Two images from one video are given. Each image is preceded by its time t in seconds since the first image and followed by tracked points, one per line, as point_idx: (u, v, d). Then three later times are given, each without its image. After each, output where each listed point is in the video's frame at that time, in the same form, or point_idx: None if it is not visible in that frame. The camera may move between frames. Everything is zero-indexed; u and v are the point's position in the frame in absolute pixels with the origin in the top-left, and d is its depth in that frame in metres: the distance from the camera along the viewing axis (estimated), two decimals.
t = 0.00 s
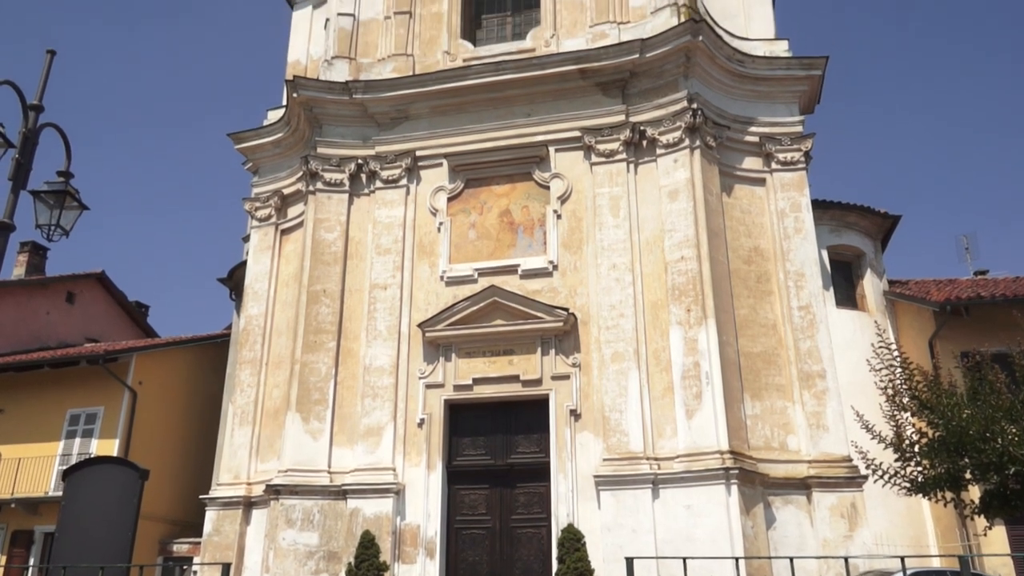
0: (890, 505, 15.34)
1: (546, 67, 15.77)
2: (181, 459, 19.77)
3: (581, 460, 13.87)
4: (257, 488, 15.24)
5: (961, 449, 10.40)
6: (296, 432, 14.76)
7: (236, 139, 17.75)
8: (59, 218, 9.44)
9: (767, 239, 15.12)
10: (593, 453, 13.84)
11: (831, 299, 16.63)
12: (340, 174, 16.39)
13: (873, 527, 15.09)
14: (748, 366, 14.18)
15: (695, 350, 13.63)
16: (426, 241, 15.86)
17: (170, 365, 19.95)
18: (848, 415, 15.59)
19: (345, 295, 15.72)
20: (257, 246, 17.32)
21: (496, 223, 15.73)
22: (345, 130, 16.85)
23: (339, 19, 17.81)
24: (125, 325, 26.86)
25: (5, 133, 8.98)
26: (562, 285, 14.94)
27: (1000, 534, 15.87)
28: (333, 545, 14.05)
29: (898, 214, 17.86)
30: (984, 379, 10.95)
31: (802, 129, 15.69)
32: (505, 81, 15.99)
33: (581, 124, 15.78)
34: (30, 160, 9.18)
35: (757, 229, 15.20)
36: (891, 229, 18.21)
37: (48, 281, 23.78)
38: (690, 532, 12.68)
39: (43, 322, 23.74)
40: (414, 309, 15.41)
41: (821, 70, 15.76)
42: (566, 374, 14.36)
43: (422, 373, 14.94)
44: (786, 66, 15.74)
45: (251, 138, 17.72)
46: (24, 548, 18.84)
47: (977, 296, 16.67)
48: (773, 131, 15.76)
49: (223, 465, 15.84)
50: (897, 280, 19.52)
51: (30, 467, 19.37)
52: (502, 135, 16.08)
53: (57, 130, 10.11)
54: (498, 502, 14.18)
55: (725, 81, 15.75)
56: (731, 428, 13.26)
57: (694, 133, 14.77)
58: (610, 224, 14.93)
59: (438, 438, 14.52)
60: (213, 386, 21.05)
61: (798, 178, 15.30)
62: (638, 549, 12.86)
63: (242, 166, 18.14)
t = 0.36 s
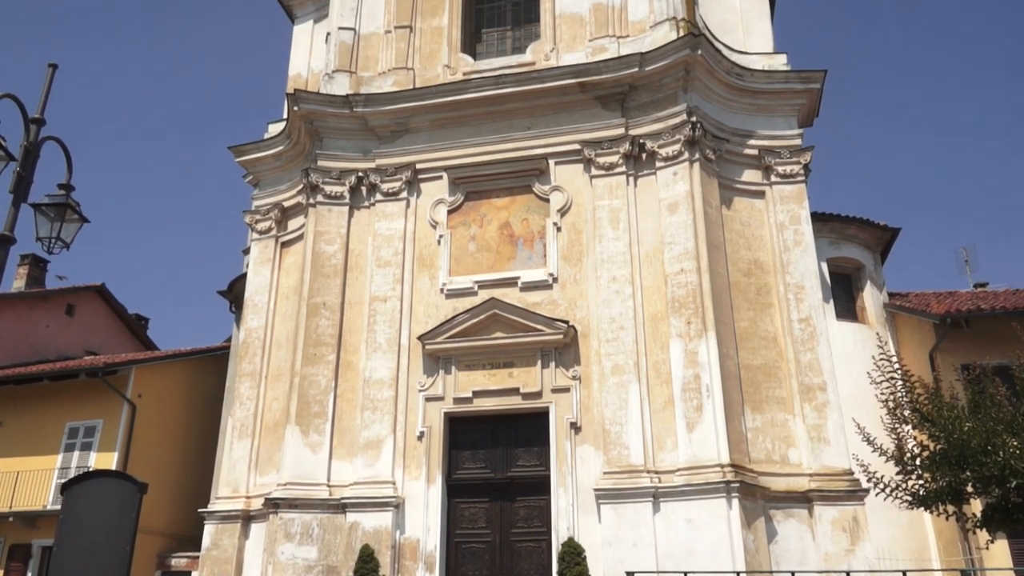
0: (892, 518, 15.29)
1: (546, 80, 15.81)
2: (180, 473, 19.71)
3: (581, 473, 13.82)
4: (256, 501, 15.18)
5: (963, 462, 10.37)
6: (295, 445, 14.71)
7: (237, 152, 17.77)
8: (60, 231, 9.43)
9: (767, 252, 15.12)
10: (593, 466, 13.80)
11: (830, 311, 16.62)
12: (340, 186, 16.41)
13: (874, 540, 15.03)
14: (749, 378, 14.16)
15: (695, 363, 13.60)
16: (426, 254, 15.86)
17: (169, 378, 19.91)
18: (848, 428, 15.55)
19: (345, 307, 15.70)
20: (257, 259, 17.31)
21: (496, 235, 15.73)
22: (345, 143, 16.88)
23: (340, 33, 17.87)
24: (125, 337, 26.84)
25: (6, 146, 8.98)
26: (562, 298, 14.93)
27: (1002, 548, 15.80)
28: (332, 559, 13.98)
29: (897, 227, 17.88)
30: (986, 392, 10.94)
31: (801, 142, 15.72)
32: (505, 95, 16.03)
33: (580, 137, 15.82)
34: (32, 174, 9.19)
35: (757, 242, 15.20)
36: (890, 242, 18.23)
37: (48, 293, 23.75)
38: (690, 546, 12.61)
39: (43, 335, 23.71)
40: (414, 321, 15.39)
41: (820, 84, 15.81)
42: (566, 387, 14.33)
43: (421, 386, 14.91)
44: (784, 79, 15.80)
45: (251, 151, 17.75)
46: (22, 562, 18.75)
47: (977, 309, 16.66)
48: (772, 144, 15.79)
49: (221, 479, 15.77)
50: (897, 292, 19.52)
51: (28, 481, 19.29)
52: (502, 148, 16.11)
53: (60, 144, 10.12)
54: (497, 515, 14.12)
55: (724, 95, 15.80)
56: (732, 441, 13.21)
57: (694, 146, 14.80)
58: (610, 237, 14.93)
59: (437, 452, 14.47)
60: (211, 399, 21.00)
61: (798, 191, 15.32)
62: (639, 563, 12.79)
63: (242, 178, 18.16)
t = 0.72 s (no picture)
0: (894, 531, 15.23)
1: (546, 93, 15.85)
2: (179, 486, 19.65)
3: (582, 486, 13.77)
4: (255, 515, 15.12)
5: (965, 474, 10.34)
6: (294, 458, 14.66)
7: (237, 165, 17.80)
8: (61, 244, 9.43)
9: (767, 264, 15.12)
10: (594, 479, 13.75)
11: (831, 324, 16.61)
12: (340, 199, 16.42)
13: (876, 553, 14.97)
14: (749, 391, 14.13)
15: (696, 375, 13.58)
16: (426, 266, 15.85)
17: (168, 391, 19.87)
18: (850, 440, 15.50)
19: (345, 320, 15.69)
20: (257, 271, 17.31)
21: (496, 248, 15.74)
22: (346, 156, 16.91)
23: (341, 47, 17.93)
24: (124, 350, 26.80)
25: (7, 160, 8.99)
26: (562, 310, 14.91)
27: (1005, 560, 15.73)
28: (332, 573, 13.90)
29: (897, 239, 17.89)
30: (987, 405, 10.94)
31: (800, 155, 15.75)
32: (505, 108, 16.07)
33: (580, 150, 15.85)
34: (33, 187, 9.19)
35: (757, 254, 15.21)
36: (890, 254, 18.23)
37: (47, 305, 23.74)
38: (692, 560, 12.55)
39: (43, 348, 23.67)
40: (414, 334, 15.37)
41: (819, 97, 15.85)
42: (566, 400, 14.29)
43: (421, 398, 14.88)
44: (783, 92, 15.84)
45: (252, 164, 17.78)
46: None
47: (977, 321, 16.64)
48: (772, 157, 15.82)
49: (220, 492, 15.71)
50: (897, 305, 19.51)
51: (27, 494, 19.20)
52: (502, 161, 16.14)
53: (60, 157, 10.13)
54: (498, 529, 14.06)
55: (723, 108, 15.84)
56: (733, 454, 13.18)
57: (693, 159, 14.84)
58: (610, 249, 14.94)
59: (437, 465, 14.43)
60: (209, 413, 20.94)
61: (797, 203, 15.34)
62: None
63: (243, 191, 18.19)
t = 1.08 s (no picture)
0: (896, 546, 15.17)
1: (546, 107, 15.89)
2: (177, 501, 19.58)
3: (583, 501, 13.70)
4: (254, 530, 15.04)
5: (967, 489, 10.32)
6: (294, 472, 14.61)
7: (238, 178, 17.81)
8: (61, 258, 9.42)
9: (767, 277, 15.11)
10: (595, 494, 13.69)
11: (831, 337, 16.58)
12: (340, 213, 16.43)
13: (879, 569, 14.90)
14: (750, 404, 14.09)
15: (696, 389, 13.55)
16: (426, 280, 15.84)
17: (167, 405, 19.83)
18: (852, 454, 15.44)
19: (345, 333, 15.67)
20: (258, 284, 17.29)
21: (496, 261, 15.73)
22: (346, 169, 16.93)
23: (342, 61, 17.99)
24: (124, 363, 26.76)
25: (9, 174, 8.99)
26: (562, 323, 14.89)
27: None
28: None
29: (896, 252, 17.89)
30: (988, 419, 10.93)
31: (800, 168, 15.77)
32: (505, 122, 16.11)
33: (580, 163, 15.87)
34: (34, 201, 9.19)
35: (757, 267, 15.20)
36: (890, 267, 18.23)
37: (47, 319, 23.69)
38: None
39: (42, 362, 23.63)
40: (414, 347, 15.34)
41: (817, 111, 15.89)
42: (566, 414, 14.25)
43: (422, 412, 14.83)
44: (782, 106, 15.88)
45: (253, 177, 17.80)
46: None
47: (978, 334, 16.61)
48: (771, 171, 15.83)
49: (219, 507, 15.63)
50: (897, 318, 19.49)
51: (26, 509, 19.07)
52: (502, 174, 16.16)
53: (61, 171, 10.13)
54: (498, 544, 13.99)
55: (723, 122, 15.88)
56: (734, 468, 13.13)
57: (693, 173, 14.87)
58: (610, 263, 14.93)
59: (437, 479, 14.37)
60: (208, 426, 20.88)
61: (797, 217, 15.35)
62: None
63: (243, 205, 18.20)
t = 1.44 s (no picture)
0: (899, 566, 15.07)
1: (546, 126, 15.93)
2: (175, 520, 19.47)
3: (583, 520, 13.62)
4: (253, 550, 14.93)
5: (970, 508, 10.27)
6: (292, 491, 14.52)
7: (238, 197, 17.82)
8: (61, 275, 9.40)
9: (767, 295, 15.09)
10: (595, 513, 13.60)
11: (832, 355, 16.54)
12: (341, 231, 16.43)
13: None
14: (751, 422, 14.04)
15: (697, 407, 13.50)
16: (426, 297, 15.82)
17: (166, 423, 19.75)
18: (853, 473, 15.35)
19: (345, 351, 15.62)
20: (258, 302, 17.26)
21: (496, 278, 15.71)
22: (347, 187, 16.95)
23: (342, 80, 18.05)
24: (123, 381, 26.68)
25: (10, 192, 9.00)
26: (563, 341, 14.86)
27: None
28: None
29: (896, 269, 17.89)
30: (990, 438, 10.93)
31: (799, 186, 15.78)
32: (505, 140, 16.14)
33: (579, 181, 15.89)
34: (34, 219, 9.19)
35: (757, 285, 15.18)
36: (890, 285, 18.22)
37: (46, 337, 23.65)
38: None
39: (41, 380, 23.55)
40: (414, 365, 15.29)
41: (816, 129, 15.93)
42: (567, 432, 14.19)
43: (421, 430, 14.76)
44: (781, 125, 15.93)
45: (253, 195, 17.81)
46: None
47: (979, 352, 16.56)
48: (770, 189, 15.85)
49: (217, 526, 15.53)
50: (898, 336, 19.45)
51: (23, 529, 18.73)
52: (502, 192, 16.18)
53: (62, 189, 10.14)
54: (498, 564, 13.90)
55: (721, 140, 15.93)
56: (736, 487, 13.07)
57: (692, 191, 14.89)
58: (610, 280, 14.92)
59: (437, 498, 14.28)
60: (205, 445, 20.79)
61: (796, 234, 15.35)
62: None
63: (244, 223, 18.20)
